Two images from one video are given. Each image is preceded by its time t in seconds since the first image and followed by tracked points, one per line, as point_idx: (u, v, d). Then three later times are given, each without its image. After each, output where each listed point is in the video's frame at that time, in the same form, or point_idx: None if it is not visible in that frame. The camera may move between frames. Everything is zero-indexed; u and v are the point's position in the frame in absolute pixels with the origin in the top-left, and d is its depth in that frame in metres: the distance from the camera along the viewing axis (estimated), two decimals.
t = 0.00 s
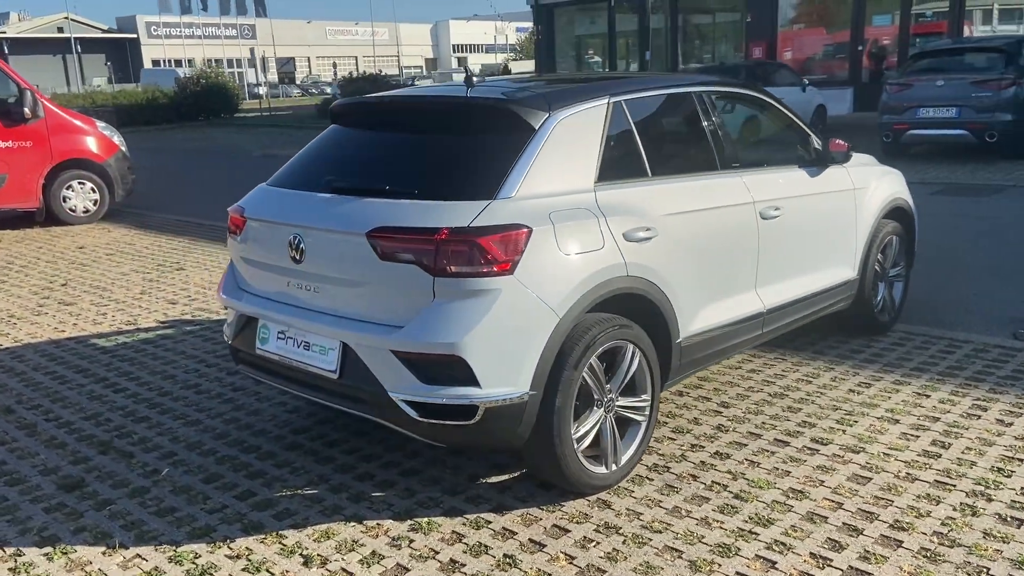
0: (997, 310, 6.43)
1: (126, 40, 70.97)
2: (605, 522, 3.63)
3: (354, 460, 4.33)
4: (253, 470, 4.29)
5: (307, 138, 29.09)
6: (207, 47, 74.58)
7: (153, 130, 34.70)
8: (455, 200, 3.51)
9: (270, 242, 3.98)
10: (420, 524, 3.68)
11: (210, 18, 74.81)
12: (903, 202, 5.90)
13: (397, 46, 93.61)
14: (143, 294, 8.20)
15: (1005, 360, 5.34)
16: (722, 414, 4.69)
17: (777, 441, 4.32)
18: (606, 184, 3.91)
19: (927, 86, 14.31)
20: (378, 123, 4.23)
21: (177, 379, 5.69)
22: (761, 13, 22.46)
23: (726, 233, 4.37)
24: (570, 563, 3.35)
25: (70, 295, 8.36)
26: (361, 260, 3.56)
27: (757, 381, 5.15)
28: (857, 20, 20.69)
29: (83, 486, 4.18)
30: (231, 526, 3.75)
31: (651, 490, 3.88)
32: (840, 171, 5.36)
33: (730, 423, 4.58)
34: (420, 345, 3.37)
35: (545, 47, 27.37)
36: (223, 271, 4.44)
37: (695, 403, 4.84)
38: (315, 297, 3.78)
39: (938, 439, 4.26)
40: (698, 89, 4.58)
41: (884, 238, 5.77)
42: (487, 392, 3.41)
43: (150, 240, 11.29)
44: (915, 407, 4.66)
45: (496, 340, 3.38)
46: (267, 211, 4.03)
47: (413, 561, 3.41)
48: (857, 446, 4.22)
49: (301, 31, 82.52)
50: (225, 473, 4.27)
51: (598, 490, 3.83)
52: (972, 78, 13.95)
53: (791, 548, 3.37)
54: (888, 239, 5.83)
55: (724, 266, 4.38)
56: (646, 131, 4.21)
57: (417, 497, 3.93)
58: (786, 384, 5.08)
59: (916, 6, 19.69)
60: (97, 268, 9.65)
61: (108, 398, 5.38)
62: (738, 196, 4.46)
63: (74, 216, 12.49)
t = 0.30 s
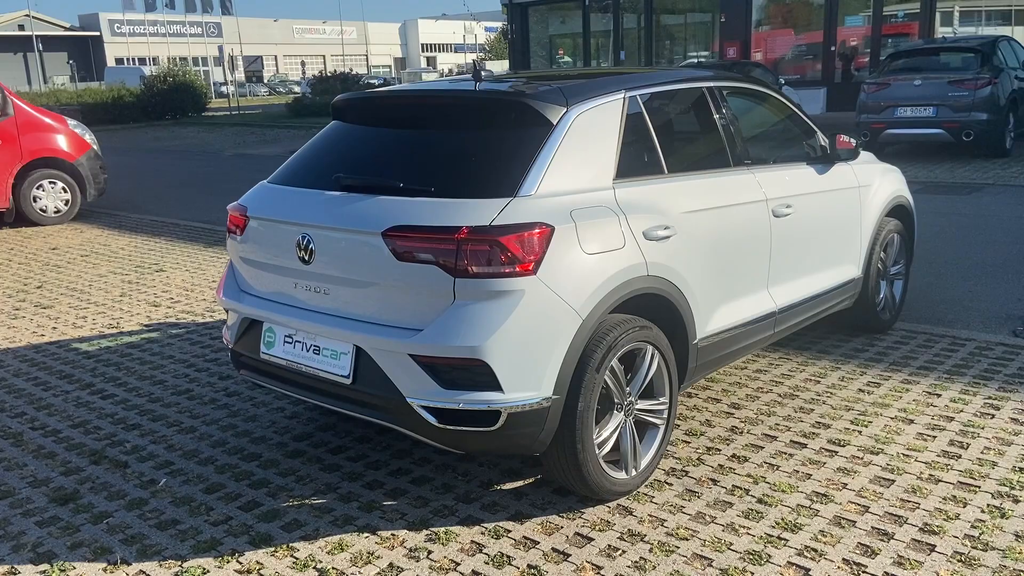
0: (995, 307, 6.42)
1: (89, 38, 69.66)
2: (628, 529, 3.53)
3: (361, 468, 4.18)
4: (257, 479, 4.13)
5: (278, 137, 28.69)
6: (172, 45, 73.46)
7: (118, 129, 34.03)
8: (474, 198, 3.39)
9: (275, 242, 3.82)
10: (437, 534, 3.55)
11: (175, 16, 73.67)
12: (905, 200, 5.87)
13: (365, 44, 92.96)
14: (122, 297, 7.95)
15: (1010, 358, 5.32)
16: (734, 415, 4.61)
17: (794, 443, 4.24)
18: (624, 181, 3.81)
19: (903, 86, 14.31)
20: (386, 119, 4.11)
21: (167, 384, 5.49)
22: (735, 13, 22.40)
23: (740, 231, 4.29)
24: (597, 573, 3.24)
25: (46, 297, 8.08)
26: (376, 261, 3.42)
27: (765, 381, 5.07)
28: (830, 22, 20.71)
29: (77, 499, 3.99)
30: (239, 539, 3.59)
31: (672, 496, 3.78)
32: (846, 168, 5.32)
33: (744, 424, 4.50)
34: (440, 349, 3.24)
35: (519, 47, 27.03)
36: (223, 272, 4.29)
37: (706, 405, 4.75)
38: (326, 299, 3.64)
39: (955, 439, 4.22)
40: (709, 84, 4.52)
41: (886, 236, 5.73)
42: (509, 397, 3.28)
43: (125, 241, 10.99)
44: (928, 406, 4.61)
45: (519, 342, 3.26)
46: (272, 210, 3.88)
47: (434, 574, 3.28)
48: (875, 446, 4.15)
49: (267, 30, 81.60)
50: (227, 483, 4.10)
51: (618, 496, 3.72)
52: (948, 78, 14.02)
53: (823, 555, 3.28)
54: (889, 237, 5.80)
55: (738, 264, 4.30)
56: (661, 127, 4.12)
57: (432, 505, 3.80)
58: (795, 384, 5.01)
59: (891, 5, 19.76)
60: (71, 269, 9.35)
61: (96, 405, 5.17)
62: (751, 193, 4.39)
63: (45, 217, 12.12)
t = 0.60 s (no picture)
0: (992, 309, 6.42)
1: (51, 36, 68.35)
2: (653, 548, 3.41)
3: (368, 485, 4.03)
4: (260, 498, 3.97)
5: (249, 138, 28.31)
6: (136, 44, 72.32)
7: (83, 129, 33.36)
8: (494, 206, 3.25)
9: (282, 252, 3.67)
10: (455, 556, 3.41)
11: (139, 14, 72.51)
12: (906, 204, 5.83)
13: (334, 44, 92.26)
14: (101, 305, 7.71)
15: (1015, 363, 5.30)
16: (747, 425, 4.52)
17: (811, 454, 4.16)
18: (644, 187, 3.70)
19: (882, 87, 14.40)
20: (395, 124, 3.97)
21: (156, 398, 5.30)
22: (710, 14, 22.26)
23: (755, 238, 4.20)
24: None
25: (20, 305, 7.81)
26: (391, 273, 3.28)
27: (774, 389, 5.00)
28: (803, 24, 20.70)
29: (71, 523, 3.80)
30: (247, 564, 3.43)
31: (694, 511, 3.67)
32: (852, 172, 5.26)
33: (757, 435, 4.41)
34: (462, 365, 3.11)
35: (494, 48, 26.67)
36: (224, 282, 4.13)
37: (717, 414, 4.66)
38: (337, 312, 3.49)
39: (973, 448, 4.16)
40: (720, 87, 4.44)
41: (889, 240, 5.69)
42: (534, 413, 3.16)
43: (100, 246, 10.69)
44: (941, 414, 4.55)
45: (544, 357, 3.13)
46: (278, 219, 3.72)
47: None
48: (894, 456, 4.08)
49: (234, 28, 80.65)
50: (229, 503, 3.93)
51: (639, 513, 3.61)
52: (926, 79, 14.13)
53: (857, 573, 3.19)
54: (891, 241, 5.76)
55: (753, 271, 4.21)
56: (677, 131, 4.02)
57: (446, 524, 3.66)
58: (804, 392, 4.94)
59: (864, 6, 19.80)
60: (46, 275, 9.07)
61: (83, 421, 4.97)
62: (765, 199, 4.31)
63: (14, 221, 11.78)
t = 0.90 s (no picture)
0: (988, 306, 6.45)
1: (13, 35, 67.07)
2: (680, 553, 3.36)
3: (381, 492, 3.93)
4: (270, 508, 3.86)
5: (221, 138, 27.93)
6: (101, 43, 71.18)
7: (49, 129, 32.74)
8: (517, 206, 3.18)
9: (296, 255, 3.58)
10: (479, 565, 3.33)
11: (104, 13, 71.35)
12: (906, 203, 5.84)
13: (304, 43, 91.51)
14: (85, 309, 7.51)
15: (1018, 360, 5.31)
16: (760, 425, 4.49)
17: (828, 454, 4.13)
18: (664, 186, 3.64)
19: (860, 86, 14.48)
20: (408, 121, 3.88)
21: (151, 405, 5.16)
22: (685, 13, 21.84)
23: (770, 237, 4.17)
24: None
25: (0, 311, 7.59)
26: (414, 274, 3.20)
27: (782, 389, 4.97)
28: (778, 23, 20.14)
29: (75, 536, 3.67)
30: None
31: (718, 515, 3.62)
32: (856, 170, 5.25)
33: (771, 435, 4.37)
34: (489, 369, 3.03)
35: (467, 49, 26.23)
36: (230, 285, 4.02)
37: (728, 415, 4.62)
38: (356, 316, 3.40)
39: (988, 445, 4.16)
40: (732, 85, 4.41)
41: (889, 239, 5.70)
42: (563, 417, 3.09)
43: (77, 249, 10.45)
44: (952, 412, 4.55)
45: (573, 359, 3.07)
46: (293, 220, 3.63)
47: None
48: (911, 456, 4.07)
49: (201, 28, 79.68)
50: (238, 513, 3.82)
51: (663, 517, 3.55)
52: (904, 79, 14.24)
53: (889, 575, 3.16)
54: (892, 239, 5.76)
55: (767, 270, 4.18)
56: (694, 128, 3.97)
57: (466, 532, 3.58)
58: (813, 392, 4.91)
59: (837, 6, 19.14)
60: (24, 279, 8.84)
61: (78, 430, 4.82)
62: (778, 197, 4.28)
63: None
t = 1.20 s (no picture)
0: (988, 303, 6.52)
1: None
2: (719, 554, 3.35)
3: (409, 497, 3.89)
4: (297, 514, 3.80)
5: (196, 137, 27.58)
6: (68, 41, 70.03)
7: (19, 129, 32.14)
8: (558, 207, 3.15)
9: (326, 257, 3.53)
10: (518, 570, 3.30)
11: (70, 10, 70.17)
12: (912, 201, 5.88)
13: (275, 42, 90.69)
14: (78, 312, 7.37)
15: None
16: (781, 424, 4.50)
17: (853, 453, 4.14)
18: (696, 186, 3.63)
19: (843, 86, 14.58)
20: (436, 121, 3.84)
21: (160, 410, 5.06)
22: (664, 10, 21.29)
23: (793, 237, 4.18)
24: None
25: None
26: (454, 277, 3.16)
27: (798, 388, 4.98)
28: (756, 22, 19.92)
29: (99, 547, 3.59)
30: None
31: (751, 515, 3.62)
32: (868, 169, 5.28)
33: (794, 434, 4.38)
34: (534, 372, 3.00)
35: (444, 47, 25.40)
36: (253, 288, 3.97)
37: (748, 413, 4.62)
38: (392, 318, 3.36)
39: (1008, 442, 4.19)
40: (752, 85, 4.41)
41: (896, 237, 5.74)
42: (607, 420, 3.06)
43: (61, 251, 10.24)
44: (969, 409, 4.58)
45: (617, 361, 3.04)
46: (323, 223, 3.58)
47: None
48: (935, 453, 4.09)
49: (170, 26, 78.69)
50: (264, 520, 3.75)
51: (698, 518, 3.54)
52: (886, 79, 14.33)
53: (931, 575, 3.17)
54: (898, 237, 5.81)
55: (791, 270, 4.18)
56: (722, 127, 3.97)
57: (501, 536, 3.54)
58: (828, 390, 4.93)
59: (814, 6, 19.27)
60: (11, 282, 8.66)
61: (88, 437, 4.72)
62: (800, 197, 4.29)
63: None
